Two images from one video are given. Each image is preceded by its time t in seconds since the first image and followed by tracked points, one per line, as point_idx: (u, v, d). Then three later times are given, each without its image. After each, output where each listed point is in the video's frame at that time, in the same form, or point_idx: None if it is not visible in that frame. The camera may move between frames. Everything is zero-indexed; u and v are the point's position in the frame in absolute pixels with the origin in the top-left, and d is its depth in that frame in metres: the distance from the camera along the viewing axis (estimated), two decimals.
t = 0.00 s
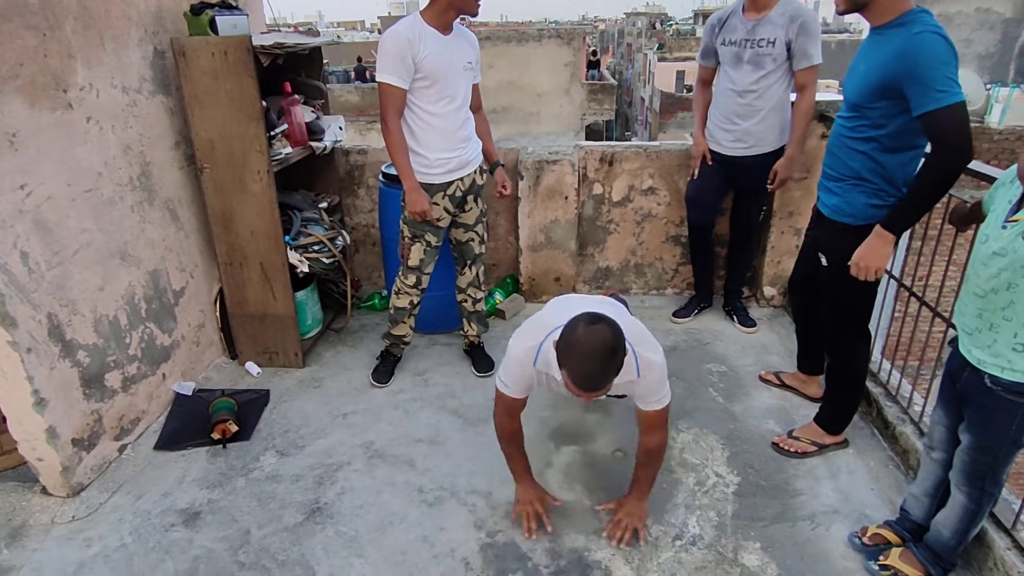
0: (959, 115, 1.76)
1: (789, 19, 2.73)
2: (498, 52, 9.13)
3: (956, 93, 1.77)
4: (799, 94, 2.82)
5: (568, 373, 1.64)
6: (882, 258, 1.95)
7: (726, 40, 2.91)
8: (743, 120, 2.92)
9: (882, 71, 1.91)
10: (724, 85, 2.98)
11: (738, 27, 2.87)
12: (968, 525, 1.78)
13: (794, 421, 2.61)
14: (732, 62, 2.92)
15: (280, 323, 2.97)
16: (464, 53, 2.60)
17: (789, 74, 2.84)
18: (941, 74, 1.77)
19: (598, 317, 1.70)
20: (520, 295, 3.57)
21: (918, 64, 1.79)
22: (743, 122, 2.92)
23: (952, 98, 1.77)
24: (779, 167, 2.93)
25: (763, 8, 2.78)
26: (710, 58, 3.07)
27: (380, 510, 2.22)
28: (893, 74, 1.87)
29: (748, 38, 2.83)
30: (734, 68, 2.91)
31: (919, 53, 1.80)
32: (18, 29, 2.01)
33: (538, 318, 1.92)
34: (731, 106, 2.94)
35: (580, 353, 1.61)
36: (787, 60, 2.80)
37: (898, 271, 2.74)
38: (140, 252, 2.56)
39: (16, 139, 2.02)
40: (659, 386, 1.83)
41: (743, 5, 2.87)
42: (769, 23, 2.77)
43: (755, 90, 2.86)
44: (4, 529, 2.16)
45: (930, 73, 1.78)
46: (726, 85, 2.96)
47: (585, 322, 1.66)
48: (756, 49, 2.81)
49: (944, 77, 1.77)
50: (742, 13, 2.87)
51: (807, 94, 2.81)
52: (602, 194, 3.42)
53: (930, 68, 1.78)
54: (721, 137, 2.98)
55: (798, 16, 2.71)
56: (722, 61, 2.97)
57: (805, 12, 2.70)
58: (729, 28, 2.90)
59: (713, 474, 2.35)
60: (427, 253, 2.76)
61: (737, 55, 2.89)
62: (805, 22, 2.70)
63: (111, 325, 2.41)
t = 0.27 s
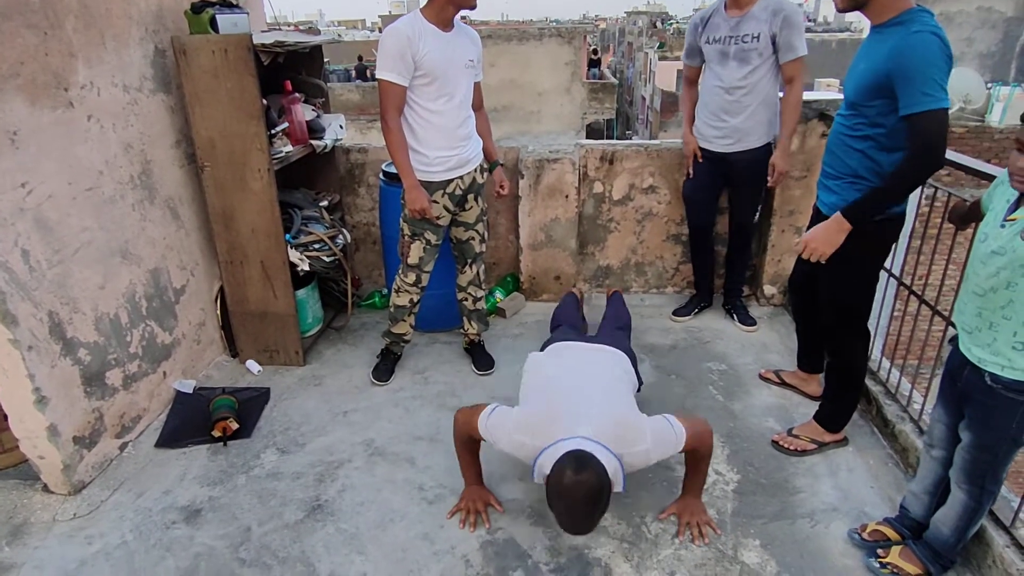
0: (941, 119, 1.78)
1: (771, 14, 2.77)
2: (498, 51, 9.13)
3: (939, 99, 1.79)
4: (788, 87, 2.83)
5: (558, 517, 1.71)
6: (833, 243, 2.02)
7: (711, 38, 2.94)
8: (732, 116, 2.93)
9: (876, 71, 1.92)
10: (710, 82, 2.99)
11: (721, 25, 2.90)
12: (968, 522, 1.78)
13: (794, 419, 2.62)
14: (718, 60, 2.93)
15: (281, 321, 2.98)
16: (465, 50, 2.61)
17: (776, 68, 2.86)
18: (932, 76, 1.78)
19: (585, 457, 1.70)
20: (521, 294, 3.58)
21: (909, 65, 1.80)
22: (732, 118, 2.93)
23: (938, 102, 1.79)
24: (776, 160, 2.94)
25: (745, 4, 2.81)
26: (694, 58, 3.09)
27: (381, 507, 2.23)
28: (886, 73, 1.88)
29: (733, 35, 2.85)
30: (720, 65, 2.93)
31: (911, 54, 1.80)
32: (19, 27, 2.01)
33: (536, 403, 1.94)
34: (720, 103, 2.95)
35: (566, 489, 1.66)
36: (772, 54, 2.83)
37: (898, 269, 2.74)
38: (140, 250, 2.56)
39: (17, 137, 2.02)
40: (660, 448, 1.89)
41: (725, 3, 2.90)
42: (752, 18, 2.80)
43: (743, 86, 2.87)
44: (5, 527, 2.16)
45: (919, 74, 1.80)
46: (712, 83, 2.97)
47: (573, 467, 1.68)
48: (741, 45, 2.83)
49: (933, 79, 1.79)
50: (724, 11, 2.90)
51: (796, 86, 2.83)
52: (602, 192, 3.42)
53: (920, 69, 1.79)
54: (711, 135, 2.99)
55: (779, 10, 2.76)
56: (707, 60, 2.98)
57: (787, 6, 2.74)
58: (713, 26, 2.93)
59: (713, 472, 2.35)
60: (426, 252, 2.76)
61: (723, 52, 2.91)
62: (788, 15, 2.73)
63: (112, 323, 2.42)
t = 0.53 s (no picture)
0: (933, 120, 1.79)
1: (763, 12, 2.78)
2: (501, 51, 9.14)
3: (931, 103, 1.79)
4: (784, 82, 2.85)
5: (562, 541, 1.72)
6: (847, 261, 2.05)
7: (703, 39, 2.93)
8: (727, 116, 2.93)
9: (872, 71, 1.93)
10: (704, 82, 2.99)
11: (713, 26, 2.90)
12: (971, 522, 1.78)
13: (796, 419, 2.62)
14: (710, 60, 2.93)
15: (284, 320, 2.99)
16: (464, 43, 2.58)
17: (771, 66, 2.86)
18: (926, 77, 1.79)
19: (588, 484, 1.71)
20: (523, 293, 3.58)
21: (903, 67, 1.81)
22: (727, 118, 2.93)
23: (930, 105, 1.79)
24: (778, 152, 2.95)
25: (736, 4, 2.82)
26: (686, 59, 3.08)
27: (383, 506, 2.23)
28: (882, 74, 1.89)
29: (725, 35, 2.85)
30: (713, 66, 2.92)
31: (905, 55, 1.81)
32: (24, 26, 2.02)
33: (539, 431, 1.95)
34: (716, 103, 2.95)
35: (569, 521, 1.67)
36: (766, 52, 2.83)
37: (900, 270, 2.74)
38: (144, 249, 2.57)
39: (23, 136, 2.03)
40: (663, 472, 1.90)
41: (715, 4, 2.90)
42: (744, 18, 2.80)
43: (738, 86, 2.87)
44: (9, 523, 2.17)
45: (910, 76, 1.80)
46: (706, 83, 2.97)
47: (576, 493, 1.69)
48: (734, 44, 2.83)
49: (925, 82, 1.79)
50: (715, 12, 2.90)
51: (793, 80, 2.84)
52: (605, 192, 3.42)
53: (914, 70, 1.79)
54: (707, 135, 2.99)
55: (771, 9, 2.76)
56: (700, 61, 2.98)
57: (779, 4, 2.75)
58: (704, 27, 2.93)
59: (714, 471, 2.36)
60: (420, 249, 2.78)
61: (716, 53, 2.90)
62: (780, 13, 2.74)
63: (116, 321, 2.43)
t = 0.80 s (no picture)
0: (938, 123, 1.79)
1: (765, 14, 2.79)
2: (504, 52, 9.15)
3: (935, 108, 1.79)
4: (787, 83, 2.86)
5: (575, 436, 1.71)
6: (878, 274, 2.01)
7: (705, 42, 2.93)
8: (729, 118, 2.93)
9: (874, 75, 1.93)
10: (706, 85, 2.99)
11: (714, 29, 2.90)
12: (973, 524, 1.78)
13: (798, 422, 2.62)
14: (712, 62, 2.93)
15: (287, 320, 3.00)
16: (449, 45, 2.60)
17: (772, 68, 2.87)
18: (930, 81, 1.79)
19: (600, 376, 1.73)
20: (525, 294, 3.58)
21: (907, 71, 1.81)
22: (730, 121, 2.93)
23: (934, 110, 1.80)
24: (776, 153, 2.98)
25: (737, 7, 2.82)
26: (685, 64, 3.07)
27: (385, 506, 2.24)
28: (885, 77, 1.89)
29: (727, 37, 2.86)
30: (716, 68, 2.92)
31: (909, 59, 1.81)
32: (30, 26, 2.03)
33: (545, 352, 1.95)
34: (718, 105, 2.95)
35: (581, 415, 1.67)
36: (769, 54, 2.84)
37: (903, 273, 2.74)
38: (148, 248, 2.58)
39: (28, 136, 2.04)
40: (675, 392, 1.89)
41: (716, 7, 2.90)
42: (746, 20, 2.81)
43: (741, 89, 2.87)
44: (13, 521, 2.18)
45: (915, 80, 1.80)
46: (707, 85, 2.97)
47: (587, 384, 1.70)
48: (736, 47, 2.84)
49: (929, 86, 1.79)
50: (716, 15, 2.90)
51: (794, 82, 2.86)
52: (607, 194, 3.43)
53: (917, 73, 1.80)
54: (710, 138, 2.99)
55: (772, 10, 2.77)
56: (701, 63, 2.98)
57: (780, 5, 2.76)
58: (706, 30, 2.93)
59: (716, 473, 2.36)
60: (409, 249, 2.79)
61: (718, 55, 2.90)
62: (782, 14, 2.75)
63: (120, 320, 2.44)
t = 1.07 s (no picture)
0: (943, 128, 1.80)
1: (767, 18, 2.80)
2: (507, 55, 9.16)
3: (940, 113, 1.80)
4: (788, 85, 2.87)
5: (578, 420, 1.71)
6: (867, 277, 2.03)
7: (706, 46, 2.93)
8: (731, 122, 2.93)
9: (878, 80, 1.93)
10: (708, 89, 2.99)
11: (715, 33, 2.90)
12: (971, 529, 1.78)
13: (799, 425, 2.62)
14: (715, 66, 2.93)
15: (289, 321, 3.00)
16: (420, 48, 2.58)
17: (773, 71, 2.88)
18: (935, 86, 1.79)
19: (606, 361, 1.73)
20: (527, 296, 3.59)
21: (912, 76, 1.81)
22: (732, 124, 2.93)
23: (939, 116, 1.80)
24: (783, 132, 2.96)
25: (739, 11, 2.83)
26: (687, 68, 3.09)
27: (386, 507, 2.24)
28: (891, 82, 1.89)
29: (729, 42, 2.86)
30: (718, 72, 2.92)
31: (914, 64, 1.81)
32: (35, 28, 2.04)
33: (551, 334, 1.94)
34: (720, 109, 2.95)
35: (586, 397, 1.67)
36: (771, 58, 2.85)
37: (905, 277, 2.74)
38: (151, 249, 2.59)
39: (33, 137, 2.05)
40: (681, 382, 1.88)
41: (717, 12, 2.91)
42: (749, 24, 2.81)
43: (743, 92, 2.88)
44: (15, 521, 2.19)
45: (921, 86, 1.80)
46: (710, 89, 2.97)
47: (594, 369, 1.71)
48: (738, 51, 2.84)
49: (934, 93, 1.80)
50: (718, 20, 2.91)
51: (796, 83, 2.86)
52: (610, 196, 3.43)
53: (922, 79, 1.80)
54: (711, 142, 2.99)
55: (775, 15, 2.79)
56: (705, 66, 2.98)
57: (782, 10, 2.78)
58: (707, 34, 2.93)
59: (718, 476, 2.35)
60: (387, 249, 2.83)
61: (720, 59, 2.90)
62: (784, 18, 2.76)
63: (123, 321, 2.45)
